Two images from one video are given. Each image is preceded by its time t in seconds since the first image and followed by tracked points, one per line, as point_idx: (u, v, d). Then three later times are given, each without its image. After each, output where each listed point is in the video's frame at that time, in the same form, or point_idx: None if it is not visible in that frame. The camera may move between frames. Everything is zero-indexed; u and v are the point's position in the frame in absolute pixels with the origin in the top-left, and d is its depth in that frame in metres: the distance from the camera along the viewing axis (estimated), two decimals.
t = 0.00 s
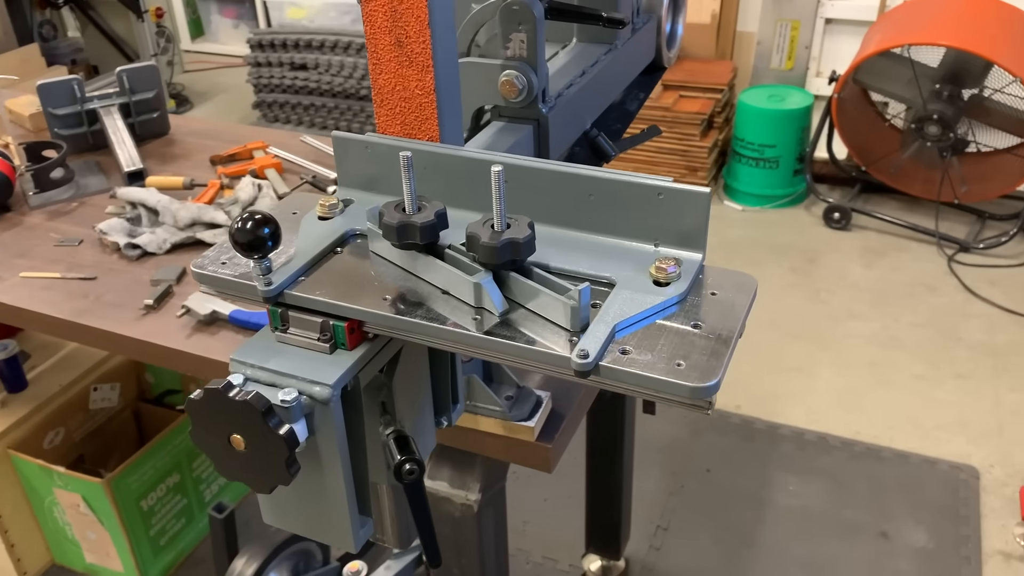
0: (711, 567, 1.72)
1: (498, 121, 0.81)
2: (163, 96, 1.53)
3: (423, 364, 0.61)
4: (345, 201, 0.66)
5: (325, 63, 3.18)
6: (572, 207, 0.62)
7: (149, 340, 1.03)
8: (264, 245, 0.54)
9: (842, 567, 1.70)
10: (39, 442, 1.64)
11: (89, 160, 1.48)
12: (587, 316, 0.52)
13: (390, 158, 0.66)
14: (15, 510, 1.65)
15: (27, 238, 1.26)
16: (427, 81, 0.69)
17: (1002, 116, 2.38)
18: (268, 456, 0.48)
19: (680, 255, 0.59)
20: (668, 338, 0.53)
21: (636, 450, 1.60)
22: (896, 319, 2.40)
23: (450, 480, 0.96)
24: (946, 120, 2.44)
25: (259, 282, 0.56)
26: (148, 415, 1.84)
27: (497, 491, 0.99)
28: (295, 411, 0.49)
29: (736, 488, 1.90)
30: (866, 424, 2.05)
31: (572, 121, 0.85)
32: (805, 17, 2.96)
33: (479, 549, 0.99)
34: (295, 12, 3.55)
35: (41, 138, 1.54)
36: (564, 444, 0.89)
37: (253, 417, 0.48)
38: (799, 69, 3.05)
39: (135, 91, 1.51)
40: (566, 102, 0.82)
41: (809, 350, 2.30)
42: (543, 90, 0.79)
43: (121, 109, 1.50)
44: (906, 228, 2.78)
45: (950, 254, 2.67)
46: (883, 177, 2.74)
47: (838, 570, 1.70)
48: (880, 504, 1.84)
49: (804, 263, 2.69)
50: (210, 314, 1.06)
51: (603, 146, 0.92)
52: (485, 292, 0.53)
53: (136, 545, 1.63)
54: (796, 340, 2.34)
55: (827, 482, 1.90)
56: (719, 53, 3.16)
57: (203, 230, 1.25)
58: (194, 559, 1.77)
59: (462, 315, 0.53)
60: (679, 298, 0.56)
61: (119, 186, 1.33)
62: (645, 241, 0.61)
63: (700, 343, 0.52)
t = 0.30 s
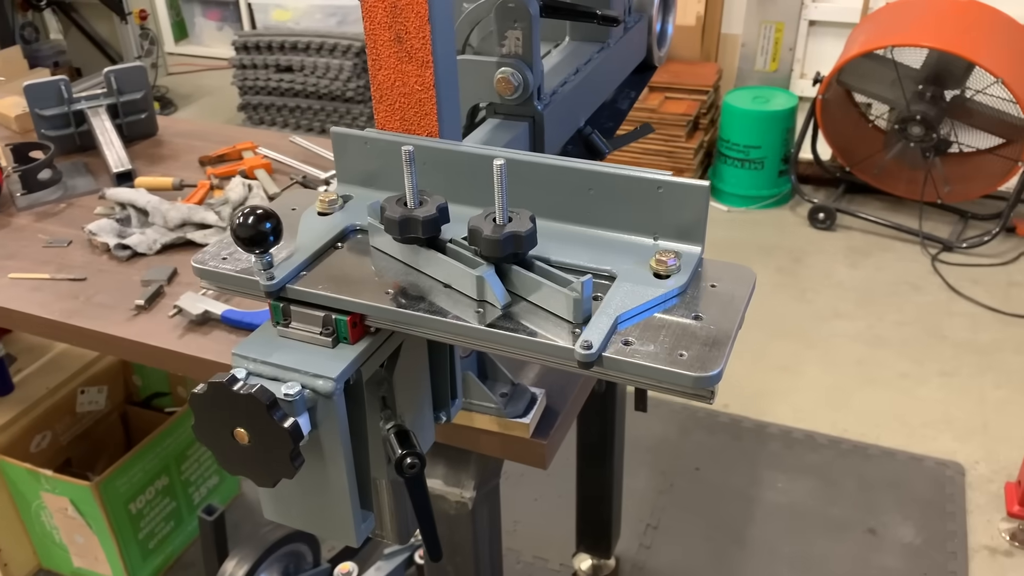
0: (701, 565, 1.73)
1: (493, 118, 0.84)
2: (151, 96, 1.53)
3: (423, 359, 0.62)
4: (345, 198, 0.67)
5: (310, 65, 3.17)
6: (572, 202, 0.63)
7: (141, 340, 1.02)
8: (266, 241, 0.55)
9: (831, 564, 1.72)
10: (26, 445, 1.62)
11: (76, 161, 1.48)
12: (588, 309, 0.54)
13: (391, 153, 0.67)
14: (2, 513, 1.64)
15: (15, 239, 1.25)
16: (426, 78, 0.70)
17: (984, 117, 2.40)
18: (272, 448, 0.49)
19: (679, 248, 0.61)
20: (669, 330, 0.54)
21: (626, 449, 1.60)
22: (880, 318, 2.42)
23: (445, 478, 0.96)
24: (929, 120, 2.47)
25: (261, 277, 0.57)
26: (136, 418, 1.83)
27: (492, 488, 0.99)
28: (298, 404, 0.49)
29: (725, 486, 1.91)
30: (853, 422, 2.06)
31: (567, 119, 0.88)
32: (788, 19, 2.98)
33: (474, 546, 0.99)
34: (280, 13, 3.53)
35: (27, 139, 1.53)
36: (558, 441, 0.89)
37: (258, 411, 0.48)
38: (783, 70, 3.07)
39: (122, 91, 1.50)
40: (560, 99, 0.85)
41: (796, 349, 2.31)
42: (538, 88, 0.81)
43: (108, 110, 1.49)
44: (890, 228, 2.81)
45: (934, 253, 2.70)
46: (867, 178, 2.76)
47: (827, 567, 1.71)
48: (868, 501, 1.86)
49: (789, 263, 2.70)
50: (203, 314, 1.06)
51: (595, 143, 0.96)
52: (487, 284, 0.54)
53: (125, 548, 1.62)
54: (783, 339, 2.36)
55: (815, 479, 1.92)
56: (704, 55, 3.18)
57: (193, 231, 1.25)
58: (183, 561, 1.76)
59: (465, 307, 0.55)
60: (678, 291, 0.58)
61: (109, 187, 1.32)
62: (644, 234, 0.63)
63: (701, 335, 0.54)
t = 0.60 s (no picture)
0: (692, 567, 1.74)
1: (490, 120, 0.85)
2: (143, 100, 1.53)
3: (422, 355, 0.63)
4: (344, 197, 0.69)
5: (300, 71, 3.17)
6: (571, 197, 0.65)
7: (136, 340, 1.02)
8: (267, 237, 0.57)
9: (821, 565, 1.73)
10: (16, 449, 1.61)
11: (68, 163, 1.48)
12: (588, 303, 0.55)
13: (390, 151, 0.69)
14: None
15: (8, 241, 1.25)
16: (426, 77, 0.71)
17: (969, 122, 2.43)
18: (276, 441, 0.50)
19: (675, 244, 0.63)
20: (666, 323, 0.56)
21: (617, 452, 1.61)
22: (868, 321, 2.44)
23: (440, 477, 0.96)
24: (915, 126, 2.49)
25: (263, 272, 0.59)
26: (126, 422, 1.83)
27: (486, 487, 0.99)
28: (300, 397, 0.51)
29: (715, 488, 1.93)
30: (842, 424, 2.08)
31: (562, 120, 0.90)
32: (776, 25, 3.00)
33: (469, 545, 1.00)
34: (270, 19, 3.29)
35: (19, 142, 1.53)
36: (553, 439, 0.90)
37: (262, 404, 0.50)
38: (770, 77, 3.09)
39: (115, 95, 1.51)
40: (554, 101, 0.87)
41: (785, 352, 2.33)
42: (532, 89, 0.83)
43: (101, 113, 1.49)
44: (877, 232, 2.83)
45: (920, 257, 2.72)
46: (854, 184, 2.78)
47: (816, 568, 1.72)
48: (856, 502, 1.87)
49: (777, 267, 2.72)
50: (197, 315, 1.06)
51: (589, 145, 0.98)
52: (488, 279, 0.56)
53: (115, 551, 1.61)
54: (772, 343, 2.37)
55: (804, 481, 1.93)
56: (692, 61, 3.21)
57: (186, 233, 1.25)
58: (174, 566, 1.76)
59: (467, 301, 0.56)
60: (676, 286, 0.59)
61: (101, 190, 1.32)
62: (642, 231, 0.65)
63: (699, 327, 0.55)
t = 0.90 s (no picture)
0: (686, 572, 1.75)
1: (492, 123, 0.87)
2: (143, 105, 1.54)
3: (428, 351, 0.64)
4: (351, 197, 0.71)
5: (296, 78, 3.18)
6: (575, 196, 0.67)
7: (137, 342, 1.03)
8: (278, 233, 0.59)
9: (815, 570, 1.74)
10: (12, 454, 1.60)
11: (68, 167, 1.48)
12: (593, 299, 0.57)
13: (398, 150, 0.71)
14: None
15: (8, 244, 1.26)
16: (433, 78, 0.73)
17: (960, 132, 2.45)
18: (288, 430, 0.53)
19: (677, 242, 0.65)
20: (669, 319, 0.58)
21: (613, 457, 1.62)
22: (860, 329, 2.45)
23: (440, 478, 0.97)
24: (907, 136, 2.51)
25: (274, 268, 0.60)
26: (122, 426, 1.83)
27: (484, 488, 1.00)
28: (311, 389, 0.53)
29: (709, 494, 1.94)
30: (835, 431, 2.09)
31: (564, 123, 0.92)
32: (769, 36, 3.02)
33: (468, 546, 1.00)
34: (266, 26, 3.32)
35: (18, 146, 1.54)
36: (553, 440, 0.91)
37: (274, 395, 0.52)
38: (763, 87, 3.11)
39: (115, 99, 1.52)
40: (556, 105, 0.88)
41: (778, 359, 2.35)
42: (534, 92, 0.85)
43: (101, 117, 1.50)
44: (869, 241, 2.86)
45: (912, 266, 2.75)
46: (845, 193, 2.80)
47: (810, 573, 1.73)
48: (849, 508, 1.88)
49: (770, 275, 2.74)
50: (199, 317, 1.07)
51: (589, 148, 1.00)
52: (494, 275, 0.58)
53: (111, 555, 1.61)
54: (765, 350, 2.39)
55: (797, 487, 1.94)
56: (686, 71, 3.24)
57: (186, 236, 1.26)
58: (169, 571, 1.75)
59: (474, 297, 0.58)
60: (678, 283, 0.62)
61: (102, 193, 1.33)
62: (644, 229, 0.67)
63: (701, 322, 0.58)
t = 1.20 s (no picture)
0: None
1: (494, 130, 0.88)
2: (144, 111, 1.55)
3: (430, 353, 0.66)
4: (355, 202, 0.72)
5: (296, 87, 3.20)
6: (576, 202, 0.68)
7: (139, 346, 1.04)
8: (284, 235, 0.60)
9: None
10: (10, 459, 1.60)
11: (69, 173, 1.49)
12: (594, 302, 0.58)
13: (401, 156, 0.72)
14: None
15: (9, 248, 1.26)
16: (437, 85, 0.74)
17: (956, 144, 2.47)
18: (294, 429, 0.54)
19: (677, 247, 0.66)
20: (669, 322, 0.59)
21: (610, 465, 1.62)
22: (857, 340, 2.46)
23: (439, 482, 0.97)
24: (904, 148, 2.52)
25: (280, 270, 0.62)
26: (120, 433, 1.82)
27: (483, 494, 1.01)
28: (316, 389, 0.54)
29: (705, 503, 1.94)
30: (832, 441, 2.10)
31: (564, 132, 0.93)
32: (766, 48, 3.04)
33: (466, 552, 1.01)
34: (266, 35, 3.33)
35: (20, 151, 1.54)
36: (551, 445, 0.92)
37: (280, 395, 0.53)
38: (761, 99, 3.13)
39: (117, 106, 1.53)
40: (557, 113, 0.89)
41: (775, 369, 2.35)
42: (536, 100, 0.86)
43: (102, 124, 1.51)
44: (865, 253, 2.87)
45: (908, 278, 2.76)
46: (842, 206, 2.81)
47: None
48: (846, 518, 1.89)
49: (767, 286, 2.75)
50: (200, 322, 1.07)
51: (589, 156, 1.01)
52: (497, 278, 0.59)
53: (108, 561, 1.60)
54: (762, 360, 2.39)
55: (794, 496, 1.95)
56: (683, 82, 3.25)
57: (187, 242, 1.27)
58: None
59: (477, 300, 0.59)
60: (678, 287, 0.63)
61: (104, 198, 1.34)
62: (644, 234, 0.68)
63: (701, 325, 0.59)
